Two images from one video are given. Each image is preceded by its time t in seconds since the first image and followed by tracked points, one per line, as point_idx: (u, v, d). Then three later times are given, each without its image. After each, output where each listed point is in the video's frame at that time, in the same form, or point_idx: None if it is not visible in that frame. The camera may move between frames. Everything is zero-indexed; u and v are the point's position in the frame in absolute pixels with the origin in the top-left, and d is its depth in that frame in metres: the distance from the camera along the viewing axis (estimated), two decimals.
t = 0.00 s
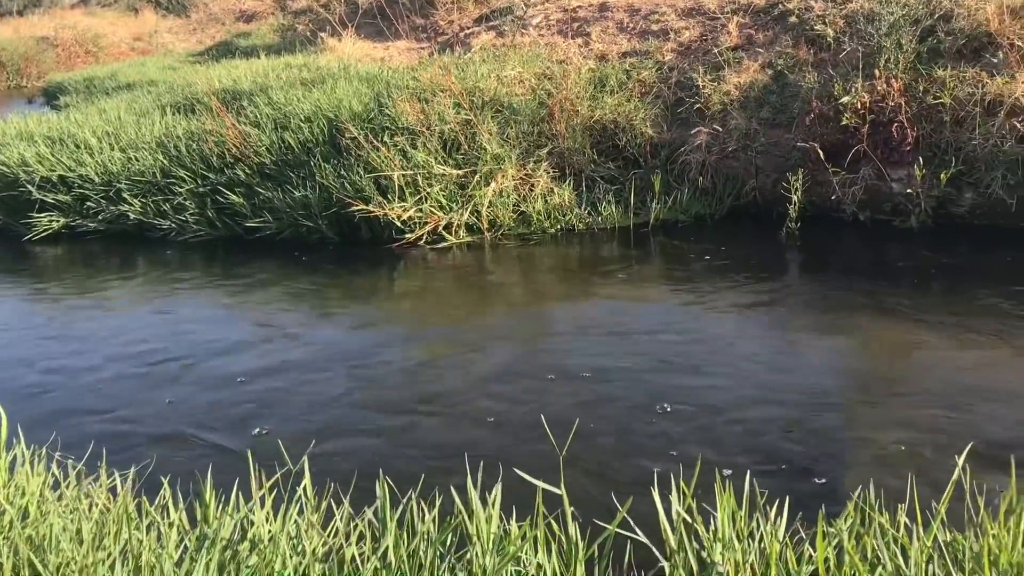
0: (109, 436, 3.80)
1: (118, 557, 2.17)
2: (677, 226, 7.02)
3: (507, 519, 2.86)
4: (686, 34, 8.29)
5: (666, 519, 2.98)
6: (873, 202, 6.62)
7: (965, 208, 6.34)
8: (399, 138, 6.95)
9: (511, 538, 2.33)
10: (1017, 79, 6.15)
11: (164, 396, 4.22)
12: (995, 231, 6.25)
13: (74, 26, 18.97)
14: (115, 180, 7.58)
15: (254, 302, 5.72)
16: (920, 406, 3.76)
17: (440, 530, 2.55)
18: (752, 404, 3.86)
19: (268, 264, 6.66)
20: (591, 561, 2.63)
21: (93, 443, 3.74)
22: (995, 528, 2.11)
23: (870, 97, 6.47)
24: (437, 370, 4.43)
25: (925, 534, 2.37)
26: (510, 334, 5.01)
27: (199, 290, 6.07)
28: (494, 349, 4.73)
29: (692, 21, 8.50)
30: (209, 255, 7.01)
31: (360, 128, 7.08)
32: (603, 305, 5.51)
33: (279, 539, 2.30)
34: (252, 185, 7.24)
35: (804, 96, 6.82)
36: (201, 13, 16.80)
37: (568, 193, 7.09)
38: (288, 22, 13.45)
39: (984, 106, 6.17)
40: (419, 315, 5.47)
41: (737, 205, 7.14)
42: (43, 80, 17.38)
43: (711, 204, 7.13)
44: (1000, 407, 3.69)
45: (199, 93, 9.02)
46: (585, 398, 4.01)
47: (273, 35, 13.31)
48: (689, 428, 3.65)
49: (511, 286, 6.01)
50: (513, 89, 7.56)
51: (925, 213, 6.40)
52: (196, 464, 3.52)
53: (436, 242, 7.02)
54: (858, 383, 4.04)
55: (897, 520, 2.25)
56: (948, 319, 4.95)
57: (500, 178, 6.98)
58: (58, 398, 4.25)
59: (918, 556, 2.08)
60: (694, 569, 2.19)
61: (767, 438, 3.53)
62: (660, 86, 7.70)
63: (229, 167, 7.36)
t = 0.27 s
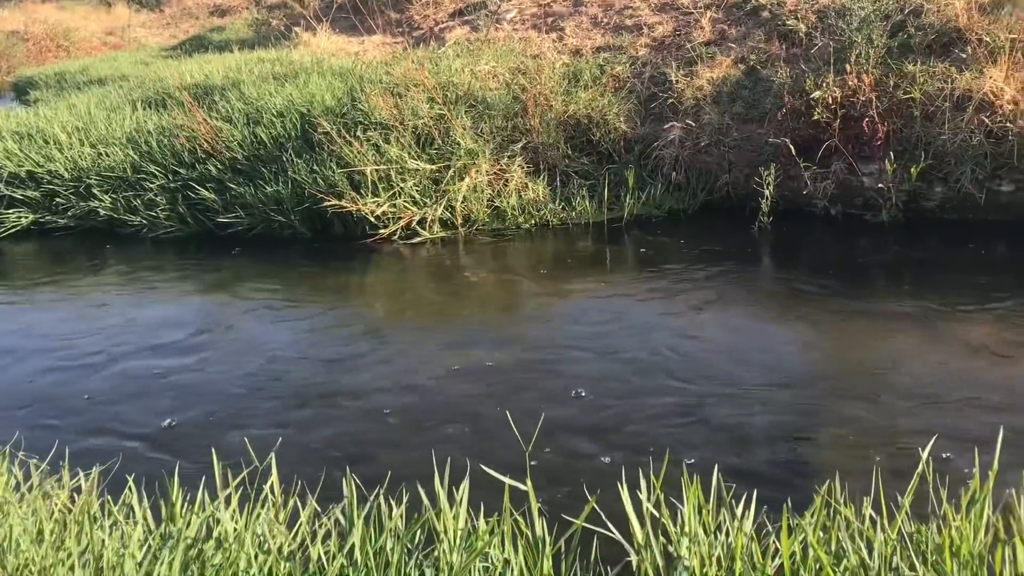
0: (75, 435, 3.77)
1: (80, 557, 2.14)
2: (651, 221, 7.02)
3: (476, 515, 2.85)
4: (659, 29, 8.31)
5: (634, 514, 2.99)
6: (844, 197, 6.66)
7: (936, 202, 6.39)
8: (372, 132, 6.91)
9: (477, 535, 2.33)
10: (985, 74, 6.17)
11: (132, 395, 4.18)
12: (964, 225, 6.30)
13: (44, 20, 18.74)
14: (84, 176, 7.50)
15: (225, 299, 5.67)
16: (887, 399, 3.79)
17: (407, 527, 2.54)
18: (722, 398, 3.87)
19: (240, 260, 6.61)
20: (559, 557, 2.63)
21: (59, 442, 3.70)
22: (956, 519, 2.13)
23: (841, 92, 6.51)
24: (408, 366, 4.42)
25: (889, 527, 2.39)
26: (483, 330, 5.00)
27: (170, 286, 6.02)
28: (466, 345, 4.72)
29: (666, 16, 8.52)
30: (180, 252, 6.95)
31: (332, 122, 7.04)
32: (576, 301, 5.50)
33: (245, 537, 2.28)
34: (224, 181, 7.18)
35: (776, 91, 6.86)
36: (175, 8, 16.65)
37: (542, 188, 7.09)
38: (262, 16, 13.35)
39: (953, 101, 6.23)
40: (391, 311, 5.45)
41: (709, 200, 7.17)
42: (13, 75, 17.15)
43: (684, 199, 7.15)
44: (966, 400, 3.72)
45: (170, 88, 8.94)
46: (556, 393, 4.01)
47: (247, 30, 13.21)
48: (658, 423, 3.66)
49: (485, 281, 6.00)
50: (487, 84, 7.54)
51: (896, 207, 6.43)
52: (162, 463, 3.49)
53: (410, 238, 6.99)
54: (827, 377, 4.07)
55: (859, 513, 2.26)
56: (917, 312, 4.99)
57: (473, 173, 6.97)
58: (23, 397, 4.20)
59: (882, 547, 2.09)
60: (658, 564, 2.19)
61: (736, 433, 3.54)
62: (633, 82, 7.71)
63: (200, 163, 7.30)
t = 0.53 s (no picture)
0: (40, 437, 3.73)
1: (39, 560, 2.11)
2: (623, 218, 7.02)
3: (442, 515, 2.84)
4: (630, 26, 8.33)
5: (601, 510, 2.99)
6: (814, 193, 6.68)
7: (903, 198, 6.44)
8: (343, 129, 6.87)
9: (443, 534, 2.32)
10: (951, 71, 6.24)
11: (96, 396, 4.13)
12: (931, 221, 6.34)
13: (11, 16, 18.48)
14: (51, 174, 7.41)
15: (193, 298, 5.62)
16: (854, 394, 3.82)
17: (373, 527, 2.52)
18: (690, 394, 3.89)
19: (209, 259, 6.55)
20: (525, 554, 2.62)
21: (21, 445, 3.64)
22: (918, 513, 2.15)
23: (810, 89, 6.55)
24: (377, 365, 4.40)
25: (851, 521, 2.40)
26: (454, 328, 4.98)
27: (137, 286, 5.96)
28: (437, 344, 4.70)
29: (637, 13, 8.54)
30: (148, 251, 6.88)
31: (303, 120, 6.99)
32: (547, 298, 5.50)
33: (208, 539, 2.26)
34: (193, 179, 7.12)
35: (746, 88, 6.93)
36: (145, 4, 16.47)
37: (514, 185, 7.08)
38: (233, 12, 13.24)
39: (921, 98, 6.32)
40: (362, 309, 5.42)
41: (680, 196, 7.19)
42: None
43: (656, 196, 7.16)
44: (931, 394, 3.76)
45: (138, 85, 8.85)
46: (526, 390, 4.01)
47: (217, 26, 13.09)
48: (627, 419, 3.67)
49: (457, 279, 5.98)
50: (458, 81, 7.53)
51: (864, 203, 6.45)
52: (127, 464, 3.45)
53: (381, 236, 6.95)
54: (795, 372, 4.09)
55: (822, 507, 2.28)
56: (885, 307, 5.04)
57: (445, 170, 6.95)
58: None
59: (844, 542, 2.10)
60: (623, 561, 2.20)
61: (704, 429, 3.56)
62: (604, 79, 7.72)
63: (169, 161, 7.23)
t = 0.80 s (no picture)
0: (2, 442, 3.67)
1: None
2: (594, 216, 7.02)
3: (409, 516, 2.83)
4: (601, 24, 8.33)
5: (571, 509, 2.99)
6: (783, 191, 6.73)
7: (871, 195, 6.49)
8: (311, 129, 6.82)
9: (409, 535, 2.30)
10: (917, 69, 6.29)
11: (60, 399, 4.07)
12: (898, 218, 6.40)
13: None
14: (15, 175, 7.30)
15: (160, 299, 5.56)
16: (822, 390, 3.84)
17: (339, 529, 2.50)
18: (660, 392, 3.89)
19: (177, 259, 6.47)
20: (493, 555, 2.61)
21: None
22: (881, 509, 2.16)
23: (778, 87, 6.57)
24: (346, 365, 4.36)
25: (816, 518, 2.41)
26: (424, 327, 4.96)
27: (103, 287, 5.88)
28: (406, 344, 4.67)
29: (607, 12, 8.55)
30: (115, 251, 6.79)
31: (271, 119, 6.93)
32: (518, 297, 5.49)
33: (171, 543, 2.23)
34: (160, 179, 7.04)
35: (715, 86, 6.93)
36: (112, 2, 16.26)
37: (485, 183, 7.06)
38: (202, 11, 13.10)
39: (887, 96, 6.37)
40: (331, 309, 5.38)
41: (650, 194, 7.21)
42: None
43: (626, 194, 7.18)
44: (898, 389, 3.79)
45: (105, 84, 8.74)
46: (495, 389, 4.01)
47: (186, 24, 12.95)
48: (597, 418, 3.67)
49: (427, 278, 5.95)
50: (428, 79, 7.50)
51: (833, 201, 6.51)
52: (90, 469, 3.41)
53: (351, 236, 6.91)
54: (763, 369, 4.11)
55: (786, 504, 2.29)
56: (852, 304, 5.07)
57: (415, 169, 6.92)
58: None
59: (809, 539, 2.11)
60: (591, 561, 2.19)
61: (673, 426, 3.57)
62: (575, 77, 7.72)
63: (135, 160, 7.15)
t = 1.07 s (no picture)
0: None
1: None
2: (561, 216, 7.02)
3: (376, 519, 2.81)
4: (566, 24, 8.35)
5: (537, 509, 3.00)
6: (747, 189, 6.79)
7: (833, 193, 6.55)
8: (275, 129, 6.77)
9: (376, 537, 2.29)
10: (877, 68, 6.40)
11: (19, 405, 4.01)
12: (861, 215, 6.48)
13: None
14: None
15: (123, 303, 5.49)
16: (787, 386, 3.88)
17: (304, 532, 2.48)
18: (627, 390, 3.91)
19: (139, 262, 6.39)
20: (459, 556, 2.61)
21: None
22: (844, 504, 2.18)
23: (741, 86, 6.65)
24: (312, 368, 4.33)
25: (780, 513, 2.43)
26: (391, 328, 4.94)
27: (64, 291, 5.79)
28: (374, 346, 4.65)
29: (571, 12, 8.57)
30: (77, 255, 6.70)
31: (235, 119, 6.87)
32: (486, 297, 5.49)
33: (135, 548, 2.20)
34: (122, 180, 6.95)
35: (679, 86, 7.00)
36: (72, 2, 16.03)
37: (451, 183, 7.05)
38: (164, 10, 12.95)
39: (848, 95, 6.46)
40: (297, 311, 5.34)
41: (616, 194, 7.23)
42: None
43: (593, 193, 7.20)
44: (861, 384, 3.84)
45: (64, 85, 8.61)
46: (464, 390, 4.00)
47: (148, 24, 12.79)
48: (564, 416, 3.69)
49: (394, 279, 5.93)
50: (394, 79, 7.47)
51: (795, 199, 6.56)
52: (50, 476, 3.35)
53: (317, 237, 6.86)
54: (729, 367, 4.15)
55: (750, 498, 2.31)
56: (816, 301, 5.12)
57: (381, 170, 6.89)
58: None
59: (773, 535, 2.12)
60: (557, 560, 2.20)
61: (640, 424, 3.58)
62: (540, 77, 7.73)
63: (96, 162, 7.05)
